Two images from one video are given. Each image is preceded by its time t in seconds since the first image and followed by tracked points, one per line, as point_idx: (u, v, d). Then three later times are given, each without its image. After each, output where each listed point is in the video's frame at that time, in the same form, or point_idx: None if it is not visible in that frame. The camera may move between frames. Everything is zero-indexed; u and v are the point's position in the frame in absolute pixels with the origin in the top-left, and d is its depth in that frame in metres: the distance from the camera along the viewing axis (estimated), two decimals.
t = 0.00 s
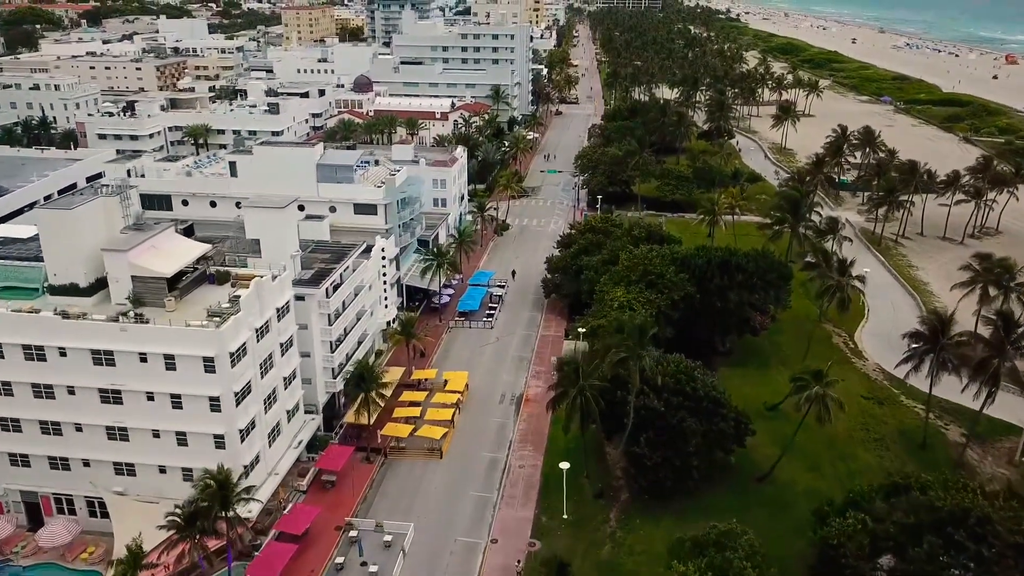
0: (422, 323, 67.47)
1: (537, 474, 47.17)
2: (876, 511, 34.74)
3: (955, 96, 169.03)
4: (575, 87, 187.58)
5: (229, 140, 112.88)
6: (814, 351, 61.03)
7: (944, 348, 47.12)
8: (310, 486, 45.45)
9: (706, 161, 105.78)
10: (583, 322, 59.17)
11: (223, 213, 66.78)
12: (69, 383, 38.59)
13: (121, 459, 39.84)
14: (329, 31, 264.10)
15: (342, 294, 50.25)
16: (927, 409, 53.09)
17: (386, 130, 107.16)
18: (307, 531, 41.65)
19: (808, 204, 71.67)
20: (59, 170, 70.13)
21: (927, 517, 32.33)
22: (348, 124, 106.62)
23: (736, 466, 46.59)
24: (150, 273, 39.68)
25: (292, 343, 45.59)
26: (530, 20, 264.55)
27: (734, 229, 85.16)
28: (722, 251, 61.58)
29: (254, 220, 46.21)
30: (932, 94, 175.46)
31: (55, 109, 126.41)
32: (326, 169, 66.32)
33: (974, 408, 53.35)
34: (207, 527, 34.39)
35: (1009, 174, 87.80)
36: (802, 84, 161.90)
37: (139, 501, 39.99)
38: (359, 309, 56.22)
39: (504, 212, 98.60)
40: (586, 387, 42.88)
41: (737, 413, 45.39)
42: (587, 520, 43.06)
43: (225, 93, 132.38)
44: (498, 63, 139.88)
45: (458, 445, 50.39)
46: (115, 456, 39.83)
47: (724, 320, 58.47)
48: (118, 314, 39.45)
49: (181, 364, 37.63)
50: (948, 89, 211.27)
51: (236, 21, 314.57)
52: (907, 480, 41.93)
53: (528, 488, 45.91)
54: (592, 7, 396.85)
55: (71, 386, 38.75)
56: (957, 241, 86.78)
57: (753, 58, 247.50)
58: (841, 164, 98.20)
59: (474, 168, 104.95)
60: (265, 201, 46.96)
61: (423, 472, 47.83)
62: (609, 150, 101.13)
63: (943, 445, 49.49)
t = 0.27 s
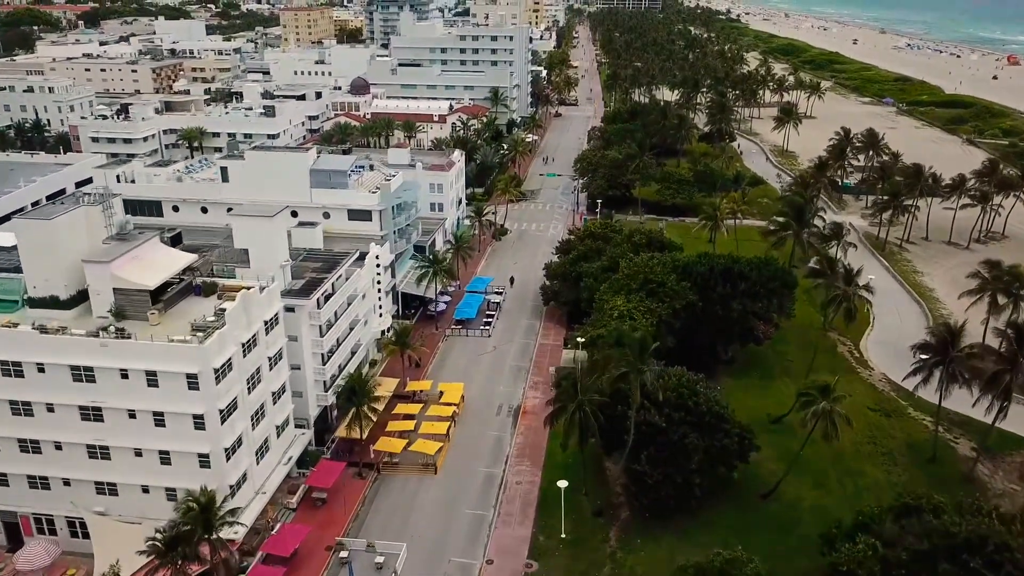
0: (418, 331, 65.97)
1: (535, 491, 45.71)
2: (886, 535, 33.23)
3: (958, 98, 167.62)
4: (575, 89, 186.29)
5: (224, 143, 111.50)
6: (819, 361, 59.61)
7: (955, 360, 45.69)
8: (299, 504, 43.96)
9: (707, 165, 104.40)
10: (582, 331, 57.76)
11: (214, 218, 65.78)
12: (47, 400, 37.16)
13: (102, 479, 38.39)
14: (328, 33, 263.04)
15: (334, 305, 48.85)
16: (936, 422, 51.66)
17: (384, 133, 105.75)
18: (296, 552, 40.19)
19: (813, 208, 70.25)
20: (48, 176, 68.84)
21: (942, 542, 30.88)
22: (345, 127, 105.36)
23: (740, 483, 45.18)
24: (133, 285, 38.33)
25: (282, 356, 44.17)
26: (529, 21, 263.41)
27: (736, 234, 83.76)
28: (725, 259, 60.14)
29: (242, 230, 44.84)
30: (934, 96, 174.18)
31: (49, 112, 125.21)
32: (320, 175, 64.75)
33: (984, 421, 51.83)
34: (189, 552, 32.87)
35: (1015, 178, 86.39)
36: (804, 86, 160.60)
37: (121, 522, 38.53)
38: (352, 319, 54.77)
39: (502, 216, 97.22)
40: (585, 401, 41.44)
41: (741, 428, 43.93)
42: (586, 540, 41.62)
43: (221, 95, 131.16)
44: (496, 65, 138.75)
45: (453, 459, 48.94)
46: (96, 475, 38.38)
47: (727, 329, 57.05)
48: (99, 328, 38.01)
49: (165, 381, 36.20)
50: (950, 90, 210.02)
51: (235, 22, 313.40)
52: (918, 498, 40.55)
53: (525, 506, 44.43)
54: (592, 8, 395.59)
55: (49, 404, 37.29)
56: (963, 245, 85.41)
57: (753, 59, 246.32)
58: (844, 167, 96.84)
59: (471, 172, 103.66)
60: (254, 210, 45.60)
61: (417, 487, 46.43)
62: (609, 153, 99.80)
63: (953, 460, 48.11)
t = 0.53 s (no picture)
0: (413, 340, 64.48)
1: (532, 509, 44.27)
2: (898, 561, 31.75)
3: (960, 99, 166.21)
4: (574, 90, 184.93)
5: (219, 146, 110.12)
6: (824, 371, 58.19)
7: (965, 373, 44.21)
8: (289, 522, 42.51)
9: (708, 168, 102.99)
10: (581, 341, 56.32)
11: (205, 224, 64.53)
12: (24, 419, 35.74)
13: (82, 500, 36.95)
14: (326, 34, 261.87)
15: (325, 316, 47.42)
16: (946, 435, 50.22)
17: (380, 136, 104.32)
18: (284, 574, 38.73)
19: (816, 213, 68.84)
20: (36, 181, 67.47)
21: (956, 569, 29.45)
22: (341, 130, 104.01)
23: (744, 500, 43.77)
24: (113, 298, 36.92)
25: (270, 370, 42.73)
26: (528, 22, 262.18)
27: (738, 240, 82.31)
28: (727, 266, 58.71)
29: (228, 240, 43.43)
30: (937, 97, 172.82)
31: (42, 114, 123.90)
32: (313, 180, 63.01)
33: (995, 435, 50.37)
34: None
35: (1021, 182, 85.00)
36: (805, 87, 159.34)
37: (102, 544, 37.11)
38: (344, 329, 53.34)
39: (500, 220, 95.86)
40: (583, 417, 40.01)
41: (744, 444, 42.53)
42: (585, 561, 40.19)
43: (217, 97, 129.85)
44: (495, 66, 137.39)
45: (448, 475, 47.50)
46: (76, 496, 36.96)
47: (729, 338, 55.63)
48: (78, 343, 36.57)
49: (145, 399, 34.75)
50: (952, 91, 208.66)
51: (233, 23, 311.94)
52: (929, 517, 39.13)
53: (522, 525, 42.97)
54: (591, 9, 394.50)
55: (27, 422, 35.89)
56: (968, 250, 83.97)
57: (754, 60, 244.95)
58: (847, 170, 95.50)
59: (469, 175, 102.33)
60: (241, 219, 44.23)
61: (411, 505, 44.99)
62: (608, 156, 98.45)
63: (963, 475, 46.71)
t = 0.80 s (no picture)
0: (408, 349, 63.01)
1: (528, 528, 42.81)
2: None
3: (963, 100, 164.76)
4: (574, 91, 183.49)
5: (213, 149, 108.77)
6: (828, 382, 56.78)
7: (977, 387, 42.68)
8: (277, 542, 41.05)
9: (709, 171, 101.58)
10: (579, 351, 54.85)
11: (194, 231, 63.09)
12: None
13: (59, 523, 35.51)
14: (324, 35, 260.64)
15: (315, 327, 45.96)
16: (955, 450, 48.74)
17: (376, 139, 102.87)
18: None
19: (820, 219, 67.37)
20: (24, 187, 66.06)
21: None
22: (337, 133, 102.63)
23: (747, 519, 42.34)
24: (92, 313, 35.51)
25: (257, 385, 41.29)
26: (528, 23, 260.89)
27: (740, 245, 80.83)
28: (729, 275, 57.22)
29: (214, 250, 42.02)
30: (939, 98, 171.39)
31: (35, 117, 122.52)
32: (305, 186, 62.16)
33: (1006, 449, 48.91)
34: None
35: None
36: (806, 88, 157.94)
37: (80, 568, 35.66)
38: (337, 340, 51.86)
39: (498, 224, 94.44)
40: (581, 435, 38.55)
41: (748, 461, 41.10)
42: None
43: (212, 99, 128.52)
44: (493, 68, 136.02)
45: (442, 492, 46.02)
46: (53, 518, 35.52)
47: (732, 348, 54.15)
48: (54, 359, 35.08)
49: (124, 419, 33.29)
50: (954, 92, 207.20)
51: (231, 24, 310.61)
52: (940, 539, 37.63)
53: (517, 545, 41.51)
54: (591, 9, 393.36)
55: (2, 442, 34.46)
56: (974, 255, 82.53)
57: (754, 61, 243.58)
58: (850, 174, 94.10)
59: (467, 179, 100.94)
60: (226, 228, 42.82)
61: (404, 523, 43.49)
62: (608, 159, 97.06)
63: (974, 491, 45.25)
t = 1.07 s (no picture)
0: (402, 358, 61.57)
1: (524, 548, 41.38)
2: None
3: (966, 102, 163.33)
4: (574, 93, 182.16)
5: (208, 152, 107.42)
6: (833, 393, 55.31)
7: (989, 402, 41.20)
8: (263, 564, 39.59)
9: (710, 174, 100.20)
10: (577, 362, 53.37)
11: (183, 238, 61.71)
12: None
13: (34, 547, 34.09)
14: (322, 36, 259.39)
15: (305, 340, 44.49)
16: (965, 465, 47.28)
17: (372, 142, 101.47)
18: None
19: (824, 225, 65.96)
20: (10, 192, 64.57)
21: None
22: (332, 136, 101.28)
23: (751, 540, 40.93)
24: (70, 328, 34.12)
25: (243, 401, 39.82)
26: (527, 23, 259.56)
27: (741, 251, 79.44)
28: (731, 283, 55.72)
29: (198, 260, 40.59)
30: (942, 100, 170.01)
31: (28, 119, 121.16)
32: (297, 192, 60.18)
33: (1018, 465, 47.46)
34: None
35: None
36: (808, 90, 156.56)
37: None
38: (328, 352, 50.38)
39: (496, 229, 93.03)
40: (579, 454, 37.12)
41: (752, 480, 39.68)
42: None
43: (207, 101, 127.12)
44: (492, 69, 134.73)
45: (435, 510, 44.55)
46: (28, 542, 34.08)
47: (734, 359, 52.72)
48: (28, 377, 33.60)
49: (100, 441, 31.84)
50: (956, 93, 205.83)
51: (229, 25, 309.28)
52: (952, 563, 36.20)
53: (513, 566, 40.06)
54: (591, 10, 392.30)
55: None
56: (980, 261, 81.05)
57: (755, 62, 242.20)
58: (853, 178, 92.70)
59: (464, 183, 99.57)
60: (211, 237, 41.37)
61: (395, 543, 42.01)
62: (607, 163, 95.68)
63: (985, 509, 43.77)
